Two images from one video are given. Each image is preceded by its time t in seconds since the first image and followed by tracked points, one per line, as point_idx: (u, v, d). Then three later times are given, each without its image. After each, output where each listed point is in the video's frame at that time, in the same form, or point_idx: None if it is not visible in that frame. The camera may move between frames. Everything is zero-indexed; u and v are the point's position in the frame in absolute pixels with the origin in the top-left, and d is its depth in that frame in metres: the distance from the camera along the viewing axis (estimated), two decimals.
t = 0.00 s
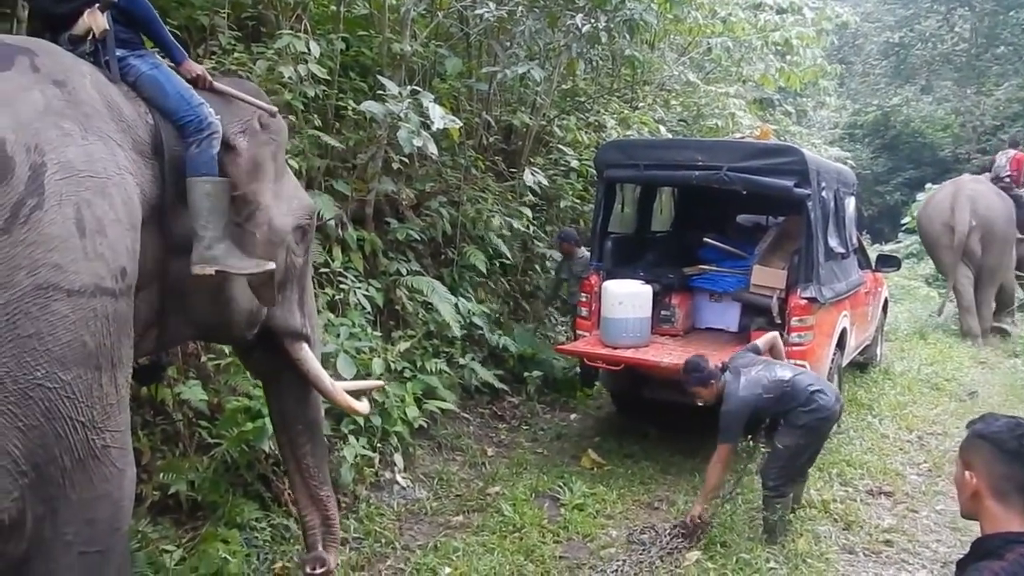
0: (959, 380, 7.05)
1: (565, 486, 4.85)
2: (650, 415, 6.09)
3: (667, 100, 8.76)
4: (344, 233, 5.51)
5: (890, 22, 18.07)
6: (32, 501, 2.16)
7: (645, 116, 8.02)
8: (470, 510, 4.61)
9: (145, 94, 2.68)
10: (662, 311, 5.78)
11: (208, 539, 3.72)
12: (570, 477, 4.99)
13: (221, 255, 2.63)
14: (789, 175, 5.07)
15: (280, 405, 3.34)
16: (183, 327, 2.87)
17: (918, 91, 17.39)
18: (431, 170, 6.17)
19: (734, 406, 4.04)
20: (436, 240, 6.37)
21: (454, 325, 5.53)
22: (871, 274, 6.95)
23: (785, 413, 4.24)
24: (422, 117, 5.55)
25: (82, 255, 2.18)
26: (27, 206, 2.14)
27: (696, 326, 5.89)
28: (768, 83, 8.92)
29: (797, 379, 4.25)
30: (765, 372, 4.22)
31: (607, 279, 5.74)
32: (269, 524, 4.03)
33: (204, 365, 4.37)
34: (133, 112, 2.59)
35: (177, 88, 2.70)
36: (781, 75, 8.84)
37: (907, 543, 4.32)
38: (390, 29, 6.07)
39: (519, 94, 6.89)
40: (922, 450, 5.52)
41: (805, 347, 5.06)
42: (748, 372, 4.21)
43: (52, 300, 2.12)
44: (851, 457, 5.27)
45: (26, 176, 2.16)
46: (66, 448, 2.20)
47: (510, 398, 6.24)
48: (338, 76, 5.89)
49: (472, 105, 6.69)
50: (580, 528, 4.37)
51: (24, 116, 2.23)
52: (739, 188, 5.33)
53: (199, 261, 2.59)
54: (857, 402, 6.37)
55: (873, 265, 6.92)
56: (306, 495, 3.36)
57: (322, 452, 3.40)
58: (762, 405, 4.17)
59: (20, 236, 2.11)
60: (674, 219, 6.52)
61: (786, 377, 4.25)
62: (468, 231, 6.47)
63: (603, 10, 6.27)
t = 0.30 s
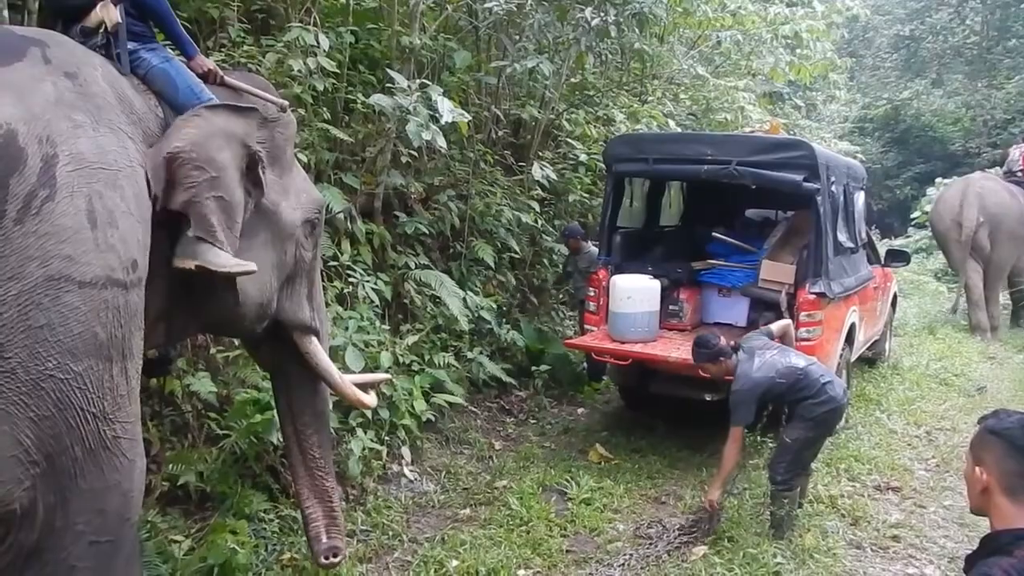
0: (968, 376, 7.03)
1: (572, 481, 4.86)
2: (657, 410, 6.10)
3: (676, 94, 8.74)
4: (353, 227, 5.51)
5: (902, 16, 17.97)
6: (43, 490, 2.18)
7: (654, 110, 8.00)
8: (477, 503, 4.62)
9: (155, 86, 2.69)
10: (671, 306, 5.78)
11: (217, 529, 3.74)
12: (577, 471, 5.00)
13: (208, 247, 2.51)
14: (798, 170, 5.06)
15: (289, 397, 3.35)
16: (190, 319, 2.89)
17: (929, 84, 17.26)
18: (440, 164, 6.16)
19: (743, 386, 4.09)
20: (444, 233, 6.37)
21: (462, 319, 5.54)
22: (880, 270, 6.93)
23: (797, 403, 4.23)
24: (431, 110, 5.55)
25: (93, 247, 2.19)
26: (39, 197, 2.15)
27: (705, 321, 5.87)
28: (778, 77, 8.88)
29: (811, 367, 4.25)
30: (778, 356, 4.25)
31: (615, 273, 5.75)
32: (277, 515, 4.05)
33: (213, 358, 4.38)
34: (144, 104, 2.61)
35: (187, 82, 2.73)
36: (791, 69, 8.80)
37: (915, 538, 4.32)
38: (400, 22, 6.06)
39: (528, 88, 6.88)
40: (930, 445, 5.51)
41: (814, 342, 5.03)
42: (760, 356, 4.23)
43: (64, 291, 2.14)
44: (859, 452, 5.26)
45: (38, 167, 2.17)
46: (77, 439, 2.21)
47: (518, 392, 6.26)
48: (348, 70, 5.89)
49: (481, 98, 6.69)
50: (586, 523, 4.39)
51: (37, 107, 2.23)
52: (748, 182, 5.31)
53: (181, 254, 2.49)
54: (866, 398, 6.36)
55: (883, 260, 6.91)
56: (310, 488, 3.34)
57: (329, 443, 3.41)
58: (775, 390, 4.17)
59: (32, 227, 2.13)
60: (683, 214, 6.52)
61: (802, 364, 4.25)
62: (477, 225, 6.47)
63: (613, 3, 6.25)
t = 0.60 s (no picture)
0: (980, 370, 6.99)
1: (581, 475, 4.86)
2: (665, 405, 6.09)
3: (686, 87, 8.71)
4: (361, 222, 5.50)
5: (913, 8, 17.86)
6: (55, 483, 2.19)
7: (663, 103, 7.98)
8: (487, 498, 4.62)
9: (165, 81, 2.68)
10: (680, 301, 5.78)
11: (228, 523, 3.72)
12: (586, 466, 5.00)
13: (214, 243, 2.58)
14: (808, 163, 5.02)
15: (299, 390, 3.36)
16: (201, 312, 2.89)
17: (941, 75, 17.12)
18: (448, 159, 6.15)
19: (752, 371, 4.05)
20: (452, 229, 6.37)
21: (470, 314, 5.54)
22: (890, 263, 6.89)
23: (804, 395, 4.21)
24: (440, 105, 5.54)
25: (103, 241, 2.19)
26: (50, 190, 2.16)
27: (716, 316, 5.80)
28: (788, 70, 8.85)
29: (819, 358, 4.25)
30: (786, 345, 4.23)
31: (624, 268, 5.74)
32: (287, 509, 4.06)
33: (223, 353, 4.38)
34: (153, 99, 2.60)
35: (197, 75, 2.70)
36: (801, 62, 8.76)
37: (926, 532, 4.30)
38: (408, 16, 6.06)
39: (536, 82, 6.86)
40: (942, 438, 5.48)
41: (824, 335, 5.04)
42: (769, 344, 4.21)
43: (74, 285, 2.14)
44: (870, 446, 5.24)
45: (48, 160, 2.17)
46: (88, 432, 2.22)
47: (526, 387, 6.26)
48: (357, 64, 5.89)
49: (489, 93, 6.68)
50: (595, 517, 4.39)
51: (47, 101, 2.23)
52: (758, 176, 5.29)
53: (190, 249, 2.56)
54: (876, 392, 6.33)
55: (894, 253, 6.87)
56: (322, 483, 3.32)
57: (339, 435, 3.41)
58: (784, 378, 4.15)
59: (43, 221, 2.13)
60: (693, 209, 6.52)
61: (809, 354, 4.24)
62: (485, 221, 6.47)
63: None
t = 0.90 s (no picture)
0: (982, 372, 6.99)
1: (582, 477, 4.86)
2: (666, 407, 6.09)
3: (687, 89, 8.71)
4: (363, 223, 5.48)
5: (915, 10, 17.85)
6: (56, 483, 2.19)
7: (665, 105, 7.99)
8: (488, 499, 4.62)
9: (168, 84, 2.68)
10: (681, 302, 5.78)
11: (229, 524, 3.74)
12: (587, 468, 5.00)
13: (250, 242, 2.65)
14: (809, 165, 5.02)
15: (305, 396, 3.36)
16: (204, 315, 2.86)
17: (942, 78, 17.16)
18: (450, 160, 6.14)
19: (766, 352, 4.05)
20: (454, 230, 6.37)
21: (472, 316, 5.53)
22: (892, 265, 6.89)
23: (806, 394, 4.18)
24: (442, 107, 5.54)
25: (105, 242, 2.20)
26: (52, 191, 2.16)
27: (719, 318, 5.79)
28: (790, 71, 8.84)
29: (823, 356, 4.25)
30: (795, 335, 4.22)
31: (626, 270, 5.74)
32: (288, 511, 4.06)
33: (225, 354, 4.38)
34: (156, 102, 2.61)
35: (201, 77, 2.70)
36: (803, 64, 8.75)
37: (927, 535, 4.30)
38: (410, 18, 6.06)
39: (538, 84, 6.85)
40: (943, 441, 5.48)
41: (825, 338, 5.03)
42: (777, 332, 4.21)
43: (76, 286, 2.15)
44: (871, 448, 5.24)
45: (50, 161, 2.17)
46: (89, 432, 2.22)
47: (527, 389, 6.26)
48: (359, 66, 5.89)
49: (491, 94, 6.68)
50: (596, 519, 4.39)
51: (50, 103, 2.23)
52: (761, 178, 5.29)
53: (229, 251, 2.63)
54: (878, 395, 6.33)
55: (896, 256, 6.87)
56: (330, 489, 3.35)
57: (346, 441, 3.42)
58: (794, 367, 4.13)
59: (45, 221, 2.14)
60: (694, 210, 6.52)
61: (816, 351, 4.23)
62: (487, 222, 6.47)
63: None
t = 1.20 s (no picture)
0: (985, 372, 6.98)
1: (585, 476, 4.86)
2: (670, 406, 6.09)
3: (691, 89, 8.70)
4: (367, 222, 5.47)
5: (920, 9, 17.83)
6: (60, 481, 2.20)
7: (668, 105, 7.98)
8: (491, 498, 4.63)
9: (170, 83, 2.69)
10: (685, 302, 5.76)
11: (232, 523, 3.75)
12: (590, 467, 5.00)
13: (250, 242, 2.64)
14: (813, 164, 5.01)
15: (311, 398, 3.36)
16: (206, 316, 2.87)
17: (946, 77, 17.13)
18: (454, 159, 6.13)
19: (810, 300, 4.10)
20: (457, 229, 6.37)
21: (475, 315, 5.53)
22: (896, 265, 6.88)
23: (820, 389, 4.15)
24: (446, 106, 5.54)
25: (108, 240, 2.20)
26: (56, 190, 2.16)
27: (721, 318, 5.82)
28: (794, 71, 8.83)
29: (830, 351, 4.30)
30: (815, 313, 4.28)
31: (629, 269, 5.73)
32: (292, 509, 4.07)
33: (228, 353, 4.39)
34: (159, 101, 2.60)
35: (202, 76, 2.71)
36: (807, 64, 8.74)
37: (931, 535, 4.30)
38: (414, 16, 6.06)
39: (541, 83, 6.85)
40: (947, 441, 5.47)
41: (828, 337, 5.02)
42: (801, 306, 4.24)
43: (79, 284, 2.15)
44: (874, 448, 5.23)
45: (54, 159, 2.17)
46: (92, 430, 2.22)
47: (530, 388, 6.27)
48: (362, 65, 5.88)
49: (495, 93, 6.67)
50: (599, 518, 4.39)
51: (54, 101, 2.24)
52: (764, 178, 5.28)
53: (228, 252, 2.61)
54: (881, 394, 6.32)
55: (899, 255, 6.86)
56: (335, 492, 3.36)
57: (352, 445, 3.41)
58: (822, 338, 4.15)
59: (49, 220, 2.14)
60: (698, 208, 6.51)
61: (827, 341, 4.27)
62: (491, 221, 6.47)
63: None
